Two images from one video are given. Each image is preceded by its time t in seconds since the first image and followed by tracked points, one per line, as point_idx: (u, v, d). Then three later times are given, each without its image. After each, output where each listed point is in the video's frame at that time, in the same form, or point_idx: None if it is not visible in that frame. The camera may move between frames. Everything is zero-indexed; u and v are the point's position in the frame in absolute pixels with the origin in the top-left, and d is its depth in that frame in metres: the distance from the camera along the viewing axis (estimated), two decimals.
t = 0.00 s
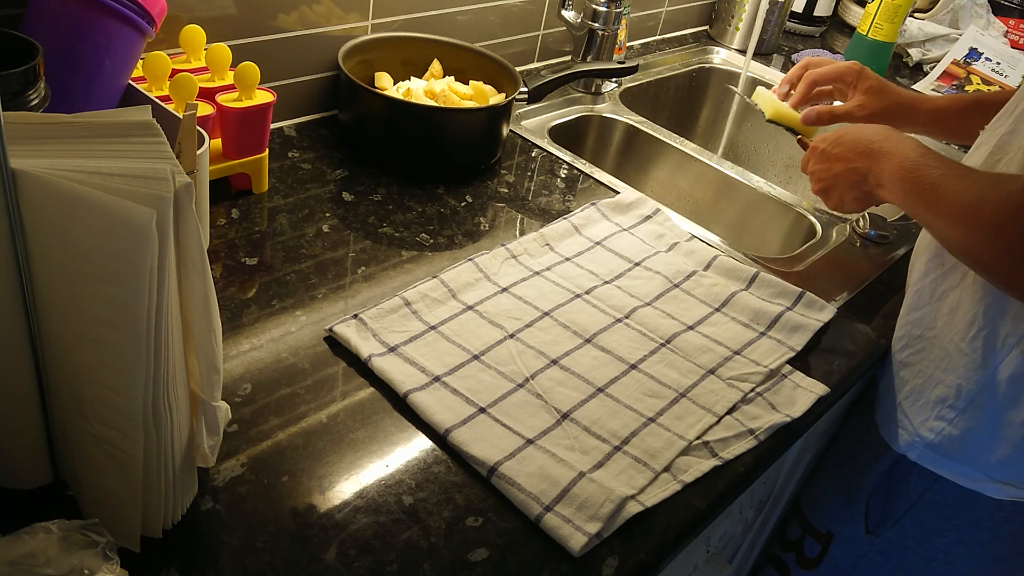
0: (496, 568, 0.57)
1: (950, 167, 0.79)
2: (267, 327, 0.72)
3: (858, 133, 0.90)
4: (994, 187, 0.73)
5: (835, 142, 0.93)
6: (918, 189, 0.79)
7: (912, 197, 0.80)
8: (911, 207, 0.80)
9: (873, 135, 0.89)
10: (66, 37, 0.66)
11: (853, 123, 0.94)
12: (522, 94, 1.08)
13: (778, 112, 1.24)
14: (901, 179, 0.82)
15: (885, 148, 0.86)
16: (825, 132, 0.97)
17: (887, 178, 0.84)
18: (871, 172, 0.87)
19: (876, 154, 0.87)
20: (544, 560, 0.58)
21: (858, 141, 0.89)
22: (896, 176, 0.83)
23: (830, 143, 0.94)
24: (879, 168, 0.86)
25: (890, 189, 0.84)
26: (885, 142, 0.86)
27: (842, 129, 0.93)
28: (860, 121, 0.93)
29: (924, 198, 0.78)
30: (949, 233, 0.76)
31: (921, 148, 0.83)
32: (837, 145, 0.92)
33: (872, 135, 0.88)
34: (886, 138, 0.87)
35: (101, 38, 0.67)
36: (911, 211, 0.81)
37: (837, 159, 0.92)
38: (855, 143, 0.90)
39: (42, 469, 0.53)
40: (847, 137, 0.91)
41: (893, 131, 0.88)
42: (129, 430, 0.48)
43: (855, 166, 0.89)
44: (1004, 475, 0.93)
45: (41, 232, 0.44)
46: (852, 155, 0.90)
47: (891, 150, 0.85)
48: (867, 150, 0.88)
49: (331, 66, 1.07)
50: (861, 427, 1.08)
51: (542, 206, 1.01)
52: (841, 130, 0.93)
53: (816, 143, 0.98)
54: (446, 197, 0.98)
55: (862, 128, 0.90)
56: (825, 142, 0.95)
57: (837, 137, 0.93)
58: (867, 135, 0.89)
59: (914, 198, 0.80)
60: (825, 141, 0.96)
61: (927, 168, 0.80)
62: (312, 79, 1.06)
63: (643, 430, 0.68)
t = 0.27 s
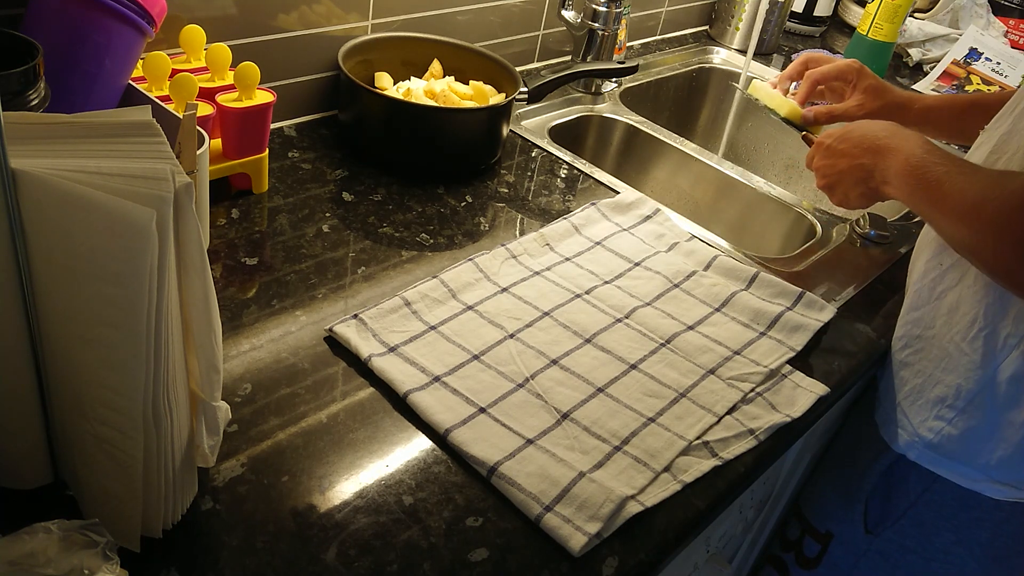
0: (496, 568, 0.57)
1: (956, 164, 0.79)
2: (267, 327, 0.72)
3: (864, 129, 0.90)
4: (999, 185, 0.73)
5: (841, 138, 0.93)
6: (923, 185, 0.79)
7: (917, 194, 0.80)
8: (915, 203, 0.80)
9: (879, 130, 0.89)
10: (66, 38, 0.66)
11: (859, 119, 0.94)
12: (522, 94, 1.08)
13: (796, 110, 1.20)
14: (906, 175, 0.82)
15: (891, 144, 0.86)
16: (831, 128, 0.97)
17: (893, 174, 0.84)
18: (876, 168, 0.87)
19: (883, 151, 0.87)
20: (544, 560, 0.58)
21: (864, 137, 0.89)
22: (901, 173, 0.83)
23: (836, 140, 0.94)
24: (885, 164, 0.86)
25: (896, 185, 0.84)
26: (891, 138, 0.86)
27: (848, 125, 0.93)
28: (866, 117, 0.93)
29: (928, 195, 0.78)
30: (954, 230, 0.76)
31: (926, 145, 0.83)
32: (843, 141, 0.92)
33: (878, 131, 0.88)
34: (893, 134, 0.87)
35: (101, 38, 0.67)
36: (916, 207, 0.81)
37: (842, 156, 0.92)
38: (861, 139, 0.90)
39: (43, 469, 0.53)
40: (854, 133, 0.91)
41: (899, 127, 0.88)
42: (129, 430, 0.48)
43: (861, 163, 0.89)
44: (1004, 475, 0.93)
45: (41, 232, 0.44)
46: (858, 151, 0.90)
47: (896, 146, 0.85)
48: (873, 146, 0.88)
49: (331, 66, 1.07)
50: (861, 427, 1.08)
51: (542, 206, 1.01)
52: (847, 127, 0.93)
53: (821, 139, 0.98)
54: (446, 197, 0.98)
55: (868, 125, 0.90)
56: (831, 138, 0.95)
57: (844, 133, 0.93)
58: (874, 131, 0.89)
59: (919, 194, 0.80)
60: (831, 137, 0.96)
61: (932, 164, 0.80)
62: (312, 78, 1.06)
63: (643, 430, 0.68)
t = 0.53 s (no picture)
0: (496, 568, 0.57)
1: (958, 163, 0.79)
2: (267, 327, 0.72)
3: (866, 129, 0.90)
4: (1000, 183, 0.73)
5: (843, 138, 0.93)
6: (925, 185, 0.79)
7: (919, 193, 0.80)
8: (918, 202, 0.81)
9: (881, 130, 0.89)
10: (66, 38, 0.66)
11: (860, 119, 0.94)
12: (522, 94, 1.08)
13: (790, 105, 1.19)
14: (908, 174, 0.82)
15: (893, 144, 0.86)
16: (833, 128, 0.97)
17: (895, 174, 0.84)
18: (879, 168, 0.87)
19: (884, 150, 0.87)
20: (544, 560, 0.58)
21: (865, 137, 0.89)
22: (903, 172, 0.83)
23: (838, 140, 0.94)
24: (888, 163, 0.86)
25: (898, 184, 0.84)
26: (893, 138, 0.86)
27: (851, 125, 0.93)
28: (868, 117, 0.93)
29: (931, 194, 0.79)
30: (956, 229, 0.76)
31: (928, 144, 0.83)
32: (845, 140, 0.92)
33: (880, 131, 0.88)
34: (895, 133, 0.87)
35: (101, 38, 0.67)
36: (918, 207, 0.81)
37: (845, 155, 0.92)
38: (864, 138, 0.90)
39: (43, 469, 0.53)
40: (856, 133, 0.91)
41: (901, 126, 0.88)
42: (129, 430, 0.48)
43: (862, 162, 0.89)
44: (1006, 476, 0.93)
45: (41, 233, 0.44)
46: (860, 151, 0.90)
47: (899, 145, 0.85)
48: (876, 145, 0.88)
49: (331, 66, 1.07)
50: (862, 428, 1.08)
51: (542, 206, 1.01)
52: (849, 126, 0.93)
53: (823, 138, 0.98)
54: (446, 197, 0.98)
55: (870, 124, 0.90)
56: (833, 137, 0.95)
57: (846, 133, 0.93)
58: (875, 130, 0.89)
59: (922, 194, 0.80)
60: (832, 137, 0.96)
61: (934, 163, 0.80)
62: (313, 78, 1.06)
63: (643, 430, 0.68)
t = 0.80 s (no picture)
0: (496, 568, 0.57)
1: (954, 162, 0.79)
2: (267, 327, 0.72)
3: (862, 129, 0.90)
4: (998, 181, 0.73)
5: (838, 138, 0.93)
6: (922, 185, 0.79)
7: (917, 193, 0.80)
8: (916, 202, 0.81)
9: (876, 129, 0.88)
10: (66, 38, 0.66)
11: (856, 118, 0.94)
12: (522, 94, 1.08)
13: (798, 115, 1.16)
14: (905, 174, 0.82)
15: (889, 143, 0.86)
16: (829, 129, 0.97)
17: (892, 174, 0.84)
18: (875, 168, 0.87)
19: (880, 150, 0.87)
20: (544, 560, 0.58)
21: (862, 137, 0.89)
22: (900, 172, 0.83)
23: (834, 140, 0.94)
24: (884, 163, 0.86)
25: (895, 184, 0.84)
26: (888, 137, 0.86)
27: (846, 125, 0.93)
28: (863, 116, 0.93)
29: (928, 194, 0.79)
30: (955, 227, 0.76)
31: (925, 143, 0.83)
32: (841, 141, 0.92)
33: (876, 131, 0.88)
34: (891, 132, 0.87)
35: (101, 38, 0.67)
36: (916, 207, 0.81)
37: (841, 156, 0.92)
38: (859, 138, 0.89)
39: (43, 469, 0.53)
40: (852, 133, 0.91)
41: (898, 125, 0.88)
42: (129, 430, 0.48)
43: (859, 162, 0.89)
44: (1008, 475, 0.93)
45: (41, 232, 0.44)
46: (856, 151, 0.89)
47: (895, 145, 0.85)
48: (871, 145, 0.88)
49: (331, 66, 1.07)
50: (862, 428, 1.08)
51: (542, 206, 1.01)
52: (845, 127, 0.93)
53: (819, 139, 0.98)
54: (446, 197, 0.98)
55: (866, 123, 0.90)
56: (829, 138, 0.95)
57: (842, 133, 0.93)
58: (870, 130, 0.89)
59: (919, 193, 0.80)
60: (828, 137, 0.96)
61: (931, 163, 0.80)
62: (312, 78, 1.06)
63: (643, 430, 0.68)
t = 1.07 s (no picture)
0: (496, 568, 0.57)
1: (952, 159, 0.79)
2: (267, 327, 0.72)
3: (860, 126, 0.90)
4: (995, 177, 0.73)
5: (837, 137, 0.93)
6: (920, 182, 0.79)
7: (914, 191, 0.80)
8: (914, 200, 0.81)
9: (874, 127, 0.88)
10: (66, 38, 0.66)
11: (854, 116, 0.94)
12: (522, 94, 1.08)
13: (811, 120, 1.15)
14: (903, 172, 0.82)
15: (886, 141, 0.86)
16: (828, 127, 0.97)
17: (890, 172, 0.84)
18: (873, 165, 0.87)
19: (878, 148, 0.87)
20: (544, 560, 0.58)
21: (860, 135, 0.89)
22: (898, 170, 0.82)
23: (833, 138, 0.94)
24: (881, 161, 0.86)
25: (893, 182, 0.84)
26: (886, 135, 0.86)
27: (844, 123, 0.93)
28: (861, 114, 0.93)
29: (926, 192, 0.79)
30: (953, 224, 0.76)
31: (923, 141, 0.83)
32: (839, 139, 0.92)
33: (873, 128, 0.88)
34: (888, 130, 0.87)
35: (101, 38, 0.67)
36: (914, 205, 0.81)
37: (840, 154, 0.92)
38: (857, 136, 0.89)
39: (43, 470, 0.53)
40: (850, 131, 0.91)
41: (896, 123, 0.88)
42: (129, 430, 0.48)
43: (857, 160, 0.89)
44: (1007, 474, 0.93)
45: (41, 232, 0.44)
46: (855, 149, 0.89)
47: (894, 143, 0.85)
48: (869, 143, 0.88)
49: (331, 66, 1.07)
50: (862, 428, 1.08)
51: (542, 206, 1.00)
52: (843, 125, 0.93)
53: (818, 137, 0.98)
54: (446, 197, 0.98)
55: (864, 121, 0.90)
56: (828, 136, 0.95)
57: (840, 131, 0.93)
58: (868, 128, 0.89)
59: (916, 191, 0.80)
60: (827, 136, 0.96)
61: (928, 160, 0.80)
62: (313, 78, 1.06)
63: (643, 430, 0.68)
